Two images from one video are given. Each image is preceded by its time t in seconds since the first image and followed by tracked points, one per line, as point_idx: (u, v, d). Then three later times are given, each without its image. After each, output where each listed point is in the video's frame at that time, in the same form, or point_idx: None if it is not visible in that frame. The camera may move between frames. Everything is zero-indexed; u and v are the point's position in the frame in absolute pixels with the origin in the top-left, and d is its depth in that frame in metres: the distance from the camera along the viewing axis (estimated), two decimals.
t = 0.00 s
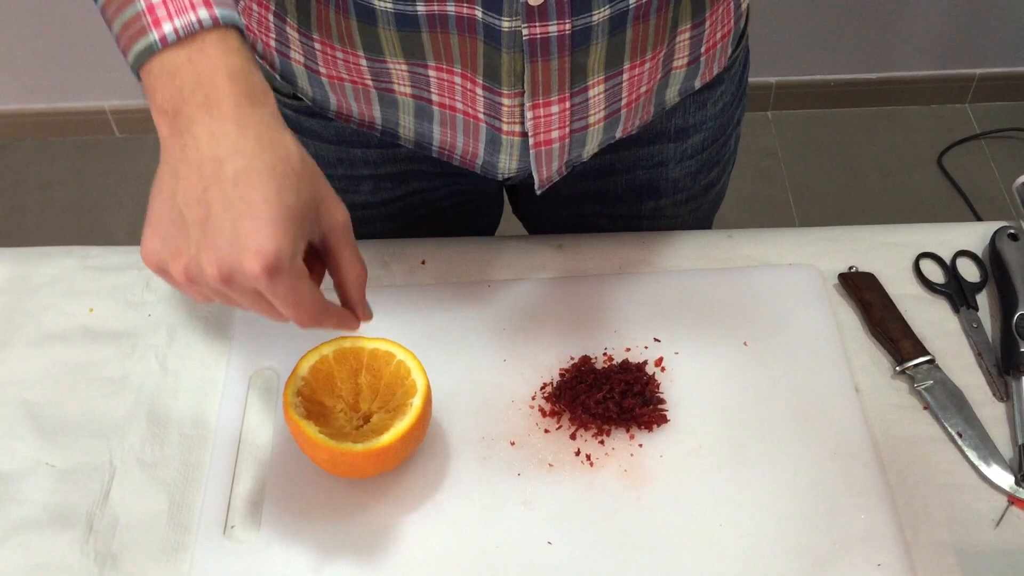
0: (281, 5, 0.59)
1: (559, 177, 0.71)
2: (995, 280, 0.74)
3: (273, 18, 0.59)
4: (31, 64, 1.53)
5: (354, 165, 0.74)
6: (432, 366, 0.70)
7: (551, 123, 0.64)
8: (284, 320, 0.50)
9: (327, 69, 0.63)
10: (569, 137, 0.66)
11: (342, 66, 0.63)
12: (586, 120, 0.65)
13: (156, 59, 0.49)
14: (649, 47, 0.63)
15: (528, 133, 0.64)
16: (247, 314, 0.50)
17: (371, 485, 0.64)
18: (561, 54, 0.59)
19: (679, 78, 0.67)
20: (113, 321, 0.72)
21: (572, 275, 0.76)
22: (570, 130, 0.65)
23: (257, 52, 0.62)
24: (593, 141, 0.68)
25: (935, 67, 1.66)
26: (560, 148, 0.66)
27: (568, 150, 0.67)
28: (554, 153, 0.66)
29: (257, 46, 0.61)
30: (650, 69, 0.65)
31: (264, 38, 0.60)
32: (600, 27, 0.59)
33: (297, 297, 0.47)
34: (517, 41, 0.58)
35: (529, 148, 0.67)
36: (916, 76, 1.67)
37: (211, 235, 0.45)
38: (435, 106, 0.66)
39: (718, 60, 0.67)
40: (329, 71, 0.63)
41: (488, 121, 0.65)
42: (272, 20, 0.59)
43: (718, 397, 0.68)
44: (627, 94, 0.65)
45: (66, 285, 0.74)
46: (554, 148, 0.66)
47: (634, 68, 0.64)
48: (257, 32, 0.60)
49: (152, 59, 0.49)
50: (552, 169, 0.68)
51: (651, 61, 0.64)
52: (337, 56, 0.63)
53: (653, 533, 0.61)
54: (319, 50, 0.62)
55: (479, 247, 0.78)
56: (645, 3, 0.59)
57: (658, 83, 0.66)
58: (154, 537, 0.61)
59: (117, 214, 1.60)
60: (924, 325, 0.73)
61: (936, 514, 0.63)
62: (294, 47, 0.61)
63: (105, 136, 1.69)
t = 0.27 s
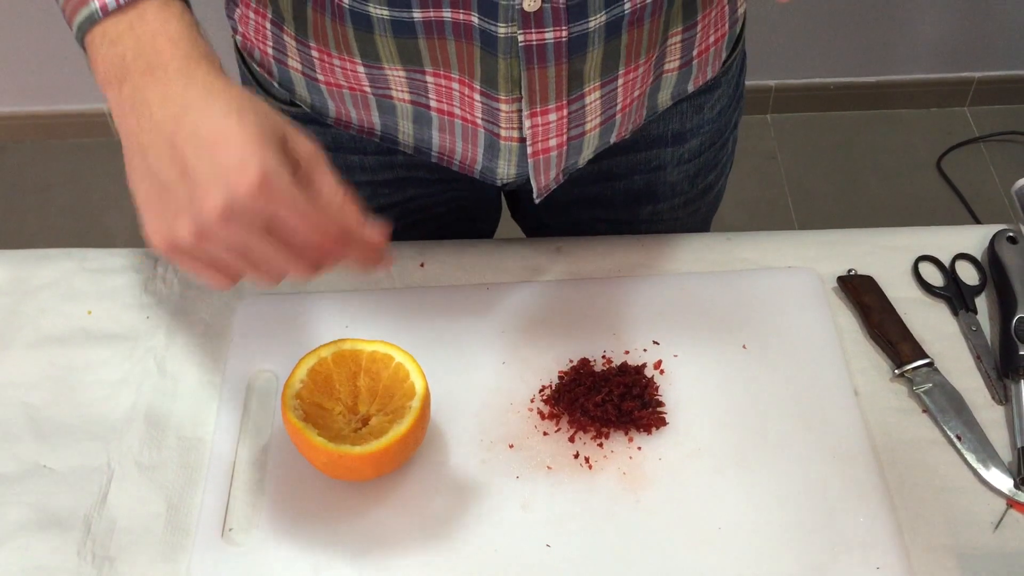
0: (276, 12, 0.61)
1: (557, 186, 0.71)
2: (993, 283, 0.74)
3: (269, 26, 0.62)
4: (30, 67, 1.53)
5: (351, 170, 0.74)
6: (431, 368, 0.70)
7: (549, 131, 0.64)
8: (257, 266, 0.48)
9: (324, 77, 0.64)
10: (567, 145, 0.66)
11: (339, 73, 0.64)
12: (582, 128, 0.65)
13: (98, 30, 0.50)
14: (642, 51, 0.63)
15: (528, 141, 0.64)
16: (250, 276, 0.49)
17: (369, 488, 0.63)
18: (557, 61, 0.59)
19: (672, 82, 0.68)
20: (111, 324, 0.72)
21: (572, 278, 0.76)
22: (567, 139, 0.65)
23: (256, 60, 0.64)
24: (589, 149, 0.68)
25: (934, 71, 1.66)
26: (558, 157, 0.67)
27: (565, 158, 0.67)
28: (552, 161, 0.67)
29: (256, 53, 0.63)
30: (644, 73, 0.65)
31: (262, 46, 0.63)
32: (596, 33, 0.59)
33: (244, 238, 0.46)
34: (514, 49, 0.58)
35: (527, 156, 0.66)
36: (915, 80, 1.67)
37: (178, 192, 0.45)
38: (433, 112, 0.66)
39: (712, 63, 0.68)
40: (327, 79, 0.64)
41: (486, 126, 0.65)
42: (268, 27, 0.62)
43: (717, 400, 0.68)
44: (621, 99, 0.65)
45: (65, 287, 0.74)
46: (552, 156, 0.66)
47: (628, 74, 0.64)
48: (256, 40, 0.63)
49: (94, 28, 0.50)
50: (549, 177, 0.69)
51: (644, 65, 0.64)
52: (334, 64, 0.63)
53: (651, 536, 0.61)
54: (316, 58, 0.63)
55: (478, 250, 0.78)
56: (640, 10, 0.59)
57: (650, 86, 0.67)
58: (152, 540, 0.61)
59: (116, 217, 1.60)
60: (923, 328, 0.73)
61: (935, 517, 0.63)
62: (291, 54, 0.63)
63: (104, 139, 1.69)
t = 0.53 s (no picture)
0: (271, 17, 0.62)
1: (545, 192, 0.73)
2: (994, 284, 0.74)
3: (265, 29, 0.63)
4: (32, 69, 1.53)
5: (345, 174, 0.74)
6: (431, 369, 0.70)
7: (536, 139, 0.64)
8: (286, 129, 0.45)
9: (316, 82, 0.65)
10: (555, 152, 0.67)
11: (331, 79, 0.64)
12: (570, 135, 0.66)
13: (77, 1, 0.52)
14: (632, 56, 0.63)
15: (515, 149, 0.65)
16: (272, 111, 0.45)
17: (369, 490, 0.63)
18: (544, 67, 0.59)
19: (661, 90, 0.68)
20: (112, 324, 0.72)
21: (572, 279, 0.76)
22: (555, 146, 0.66)
23: (253, 65, 0.66)
24: (578, 156, 0.69)
25: (936, 71, 1.66)
26: (546, 164, 0.67)
27: (553, 166, 0.68)
28: (539, 168, 0.67)
29: (252, 58, 0.65)
30: (633, 80, 0.65)
31: (258, 50, 0.64)
32: (583, 41, 0.59)
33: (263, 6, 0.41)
34: (501, 55, 0.58)
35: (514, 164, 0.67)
36: (917, 81, 1.67)
37: None
38: (423, 118, 0.66)
39: (704, 70, 0.68)
40: (319, 84, 0.65)
41: (475, 134, 0.65)
42: (264, 32, 0.63)
43: (718, 401, 0.68)
44: (610, 105, 0.66)
45: (66, 288, 0.74)
46: (539, 163, 0.67)
47: (617, 80, 0.64)
48: (252, 45, 0.64)
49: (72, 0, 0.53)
50: (537, 184, 0.70)
51: (634, 71, 0.64)
52: (326, 70, 0.63)
53: (652, 536, 0.61)
54: (308, 64, 0.64)
55: (479, 250, 0.77)
56: (629, 16, 0.59)
57: (639, 93, 0.67)
58: (153, 541, 0.61)
59: (118, 218, 1.60)
60: (924, 329, 0.73)
61: (935, 518, 0.63)
62: (284, 59, 0.64)
63: (106, 140, 1.69)
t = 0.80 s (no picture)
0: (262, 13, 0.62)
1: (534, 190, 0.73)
2: (997, 284, 0.74)
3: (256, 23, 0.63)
4: (35, 69, 1.53)
5: (339, 167, 0.73)
6: (432, 369, 0.70)
7: (522, 135, 0.65)
8: (306, 61, 0.44)
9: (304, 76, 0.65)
10: (542, 149, 0.67)
11: (319, 75, 0.64)
12: (558, 132, 0.66)
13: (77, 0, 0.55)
14: (623, 57, 0.62)
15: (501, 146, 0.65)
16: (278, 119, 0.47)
17: (369, 490, 0.63)
18: (528, 65, 0.60)
19: (657, 90, 0.68)
20: (113, 324, 0.72)
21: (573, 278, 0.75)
22: (542, 143, 0.66)
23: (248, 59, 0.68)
24: (568, 154, 0.69)
25: (939, 70, 1.66)
26: (533, 160, 0.68)
27: (540, 163, 0.69)
28: (526, 165, 0.68)
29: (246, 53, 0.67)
30: (624, 80, 0.65)
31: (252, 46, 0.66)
32: (569, 39, 0.59)
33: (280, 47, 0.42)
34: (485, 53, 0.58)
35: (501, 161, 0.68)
36: (920, 80, 1.67)
37: None
38: (409, 116, 0.66)
39: (701, 72, 0.68)
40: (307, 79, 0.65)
41: (460, 133, 0.66)
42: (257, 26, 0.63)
43: (719, 401, 0.68)
44: (600, 105, 0.65)
45: (67, 288, 0.74)
46: (526, 160, 0.67)
47: (606, 80, 0.64)
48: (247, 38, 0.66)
49: None
50: (524, 181, 0.70)
51: (624, 72, 0.64)
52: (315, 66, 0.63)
53: (653, 537, 0.60)
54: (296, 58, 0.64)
55: (480, 250, 0.77)
56: (616, 16, 0.59)
57: (633, 93, 0.67)
58: (153, 542, 0.61)
59: (121, 218, 1.60)
60: (927, 329, 0.72)
61: (938, 518, 0.62)
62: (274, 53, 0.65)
63: (109, 140, 1.69)
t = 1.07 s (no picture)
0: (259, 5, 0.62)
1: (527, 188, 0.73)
2: (999, 284, 0.74)
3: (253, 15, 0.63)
4: (36, 69, 1.53)
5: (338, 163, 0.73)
6: (433, 370, 0.69)
7: (517, 132, 0.64)
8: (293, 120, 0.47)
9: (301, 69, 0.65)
10: (537, 146, 0.67)
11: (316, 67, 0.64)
12: (554, 130, 0.66)
13: None
14: (620, 55, 0.62)
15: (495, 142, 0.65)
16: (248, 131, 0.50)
17: (370, 491, 0.63)
18: (524, 62, 0.59)
19: (656, 88, 0.67)
20: (113, 325, 0.72)
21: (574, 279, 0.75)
22: (537, 140, 0.66)
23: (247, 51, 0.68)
24: (564, 151, 0.69)
25: (941, 70, 1.66)
26: (528, 157, 0.67)
27: (536, 160, 0.68)
28: (521, 162, 0.68)
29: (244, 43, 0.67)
30: (622, 78, 0.64)
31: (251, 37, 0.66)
32: (564, 36, 0.58)
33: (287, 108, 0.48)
34: (480, 50, 0.58)
35: (496, 158, 0.68)
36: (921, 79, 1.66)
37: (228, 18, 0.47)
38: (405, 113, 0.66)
39: (701, 72, 0.67)
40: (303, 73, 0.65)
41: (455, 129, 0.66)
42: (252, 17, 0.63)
43: (721, 402, 0.67)
44: (597, 103, 0.65)
45: (68, 288, 0.74)
46: (521, 157, 0.67)
47: (603, 78, 0.63)
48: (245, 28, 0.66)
49: None
50: (519, 177, 0.70)
51: (622, 70, 0.64)
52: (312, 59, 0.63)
53: (654, 538, 0.60)
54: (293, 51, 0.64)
55: (481, 250, 0.77)
56: (612, 14, 0.58)
57: (631, 91, 0.67)
58: (154, 543, 0.61)
59: (122, 218, 1.60)
60: (929, 329, 0.72)
61: (940, 519, 0.62)
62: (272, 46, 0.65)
63: (110, 140, 1.69)
